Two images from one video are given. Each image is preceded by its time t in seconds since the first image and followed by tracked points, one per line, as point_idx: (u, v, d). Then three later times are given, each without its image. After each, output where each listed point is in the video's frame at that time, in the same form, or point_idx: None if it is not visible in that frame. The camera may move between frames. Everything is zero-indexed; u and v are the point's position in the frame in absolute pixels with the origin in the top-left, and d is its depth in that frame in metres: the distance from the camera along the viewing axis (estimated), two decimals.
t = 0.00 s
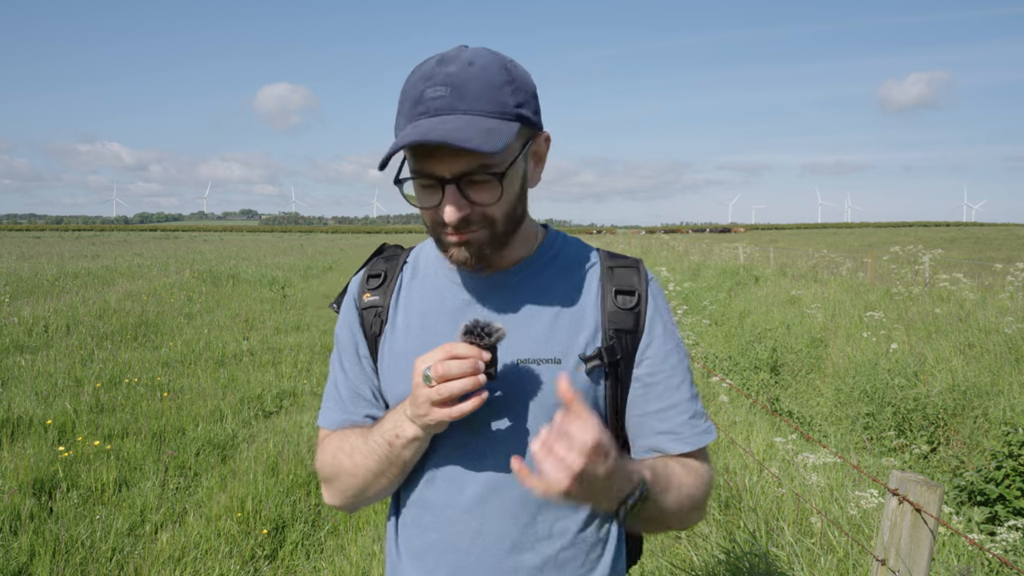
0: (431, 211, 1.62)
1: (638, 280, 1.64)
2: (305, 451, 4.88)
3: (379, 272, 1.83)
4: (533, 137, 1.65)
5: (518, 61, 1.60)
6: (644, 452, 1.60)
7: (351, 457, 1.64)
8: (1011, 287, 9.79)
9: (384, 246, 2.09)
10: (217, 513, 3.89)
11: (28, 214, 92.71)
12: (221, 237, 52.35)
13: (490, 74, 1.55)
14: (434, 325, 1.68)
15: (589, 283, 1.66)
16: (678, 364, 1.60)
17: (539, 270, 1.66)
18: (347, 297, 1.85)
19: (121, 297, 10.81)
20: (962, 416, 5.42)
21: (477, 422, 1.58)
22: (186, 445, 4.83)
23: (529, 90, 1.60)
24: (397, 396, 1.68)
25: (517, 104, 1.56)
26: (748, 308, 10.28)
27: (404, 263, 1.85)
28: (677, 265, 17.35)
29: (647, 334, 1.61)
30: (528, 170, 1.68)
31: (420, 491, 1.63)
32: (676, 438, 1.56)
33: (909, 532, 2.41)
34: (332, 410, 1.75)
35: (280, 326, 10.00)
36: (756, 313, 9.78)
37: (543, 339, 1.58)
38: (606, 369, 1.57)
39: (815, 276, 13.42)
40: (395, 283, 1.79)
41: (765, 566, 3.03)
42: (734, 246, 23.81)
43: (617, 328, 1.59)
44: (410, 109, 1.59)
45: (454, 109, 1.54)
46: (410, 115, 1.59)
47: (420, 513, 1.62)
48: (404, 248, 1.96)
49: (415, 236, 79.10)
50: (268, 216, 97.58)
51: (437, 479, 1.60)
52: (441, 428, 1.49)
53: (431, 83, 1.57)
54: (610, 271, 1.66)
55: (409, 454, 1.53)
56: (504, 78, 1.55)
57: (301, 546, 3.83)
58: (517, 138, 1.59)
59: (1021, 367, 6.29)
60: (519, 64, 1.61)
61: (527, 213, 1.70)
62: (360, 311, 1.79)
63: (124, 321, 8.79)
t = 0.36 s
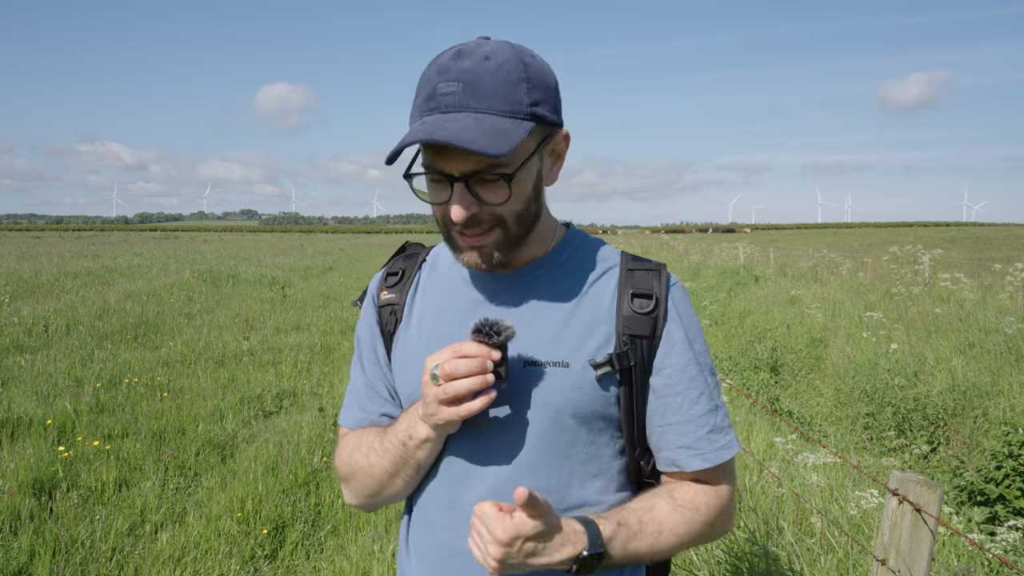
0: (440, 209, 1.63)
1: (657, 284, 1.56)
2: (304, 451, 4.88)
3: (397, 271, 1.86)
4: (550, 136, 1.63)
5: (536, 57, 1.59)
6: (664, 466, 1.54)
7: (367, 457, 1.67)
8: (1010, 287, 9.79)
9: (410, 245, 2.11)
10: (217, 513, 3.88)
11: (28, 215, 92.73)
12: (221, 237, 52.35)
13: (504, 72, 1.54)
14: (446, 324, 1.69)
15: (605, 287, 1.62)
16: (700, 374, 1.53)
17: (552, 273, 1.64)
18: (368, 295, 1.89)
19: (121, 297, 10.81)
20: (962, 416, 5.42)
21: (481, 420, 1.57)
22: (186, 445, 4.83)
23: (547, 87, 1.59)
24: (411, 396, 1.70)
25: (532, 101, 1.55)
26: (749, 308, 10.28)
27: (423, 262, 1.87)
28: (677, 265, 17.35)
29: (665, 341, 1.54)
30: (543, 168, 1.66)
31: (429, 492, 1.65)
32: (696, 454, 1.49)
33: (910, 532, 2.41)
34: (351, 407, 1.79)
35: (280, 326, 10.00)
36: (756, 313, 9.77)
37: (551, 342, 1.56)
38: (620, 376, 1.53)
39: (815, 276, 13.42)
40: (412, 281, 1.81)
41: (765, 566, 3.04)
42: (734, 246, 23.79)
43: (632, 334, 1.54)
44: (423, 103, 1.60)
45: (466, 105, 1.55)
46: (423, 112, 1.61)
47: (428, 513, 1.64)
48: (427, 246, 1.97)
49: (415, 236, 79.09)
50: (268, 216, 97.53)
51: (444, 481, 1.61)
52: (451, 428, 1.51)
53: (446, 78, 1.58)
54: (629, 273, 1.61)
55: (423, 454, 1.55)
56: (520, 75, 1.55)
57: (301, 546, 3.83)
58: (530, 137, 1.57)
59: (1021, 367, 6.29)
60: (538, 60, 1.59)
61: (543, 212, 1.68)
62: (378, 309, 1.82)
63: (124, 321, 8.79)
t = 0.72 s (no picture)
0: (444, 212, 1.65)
1: (662, 287, 1.55)
2: (304, 451, 4.88)
3: (405, 270, 1.86)
4: (559, 142, 1.64)
5: (550, 62, 1.57)
6: (667, 470, 1.54)
7: (370, 455, 1.67)
8: (1010, 287, 9.80)
9: (418, 242, 2.11)
10: (217, 513, 3.88)
11: (27, 215, 92.73)
12: (222, 237, 52.37)
13: (515, 78, 1.54)
14: (451, 325, 1.69)
15: (608, 290, 1.61)
16: (704, 378, 1.52)
17: (554, 276, 1.64)
18: (376, 293, 1.89)
19: (121, 297, 10.81)
20: (962, 416, 5.42)
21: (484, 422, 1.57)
22: (186, 445, 4.83)
23: (557, 94, 1.57)
24: (414, 396, 1.70)
25: (541, 109, 1.55)
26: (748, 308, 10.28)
27: (430, 262, 1.87)
28: (677, 265, 17.35)
29: (670, 345, 1.53)
30: (551, 174, 1.65)
31: (431, 492, 1.65)
32: (699, 460, 1.49)
33: (910, 532, 2.41)
34: (357, 404, 1.80)
35: (280, 326, 10.00)
36: (756, 313, 9.77)
37: (554, 346, 1.56)
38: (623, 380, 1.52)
39: (815, 276, 13.43)
40: (418, 282, 1.81)
41: (766, 566, 3.03)
42: (735, 246, 23.78)
43: (635, 338, 1.53)
44: (435, 104, 1.62)
45: (475, 112, 1.55)
46: (432, 113, 1.62)
47: (429, 513, 1.65)
48: (436, 245, 1.97)
49: (415, 235, 79.08)
50: (268, 216, 97.53)
51: (446, 482, 1.61)
52: (454, 431, 1.50)
53: (457, 80, 1.58)
54: (635, 276, 1.61)
55: (425, 456, 1.55)
56: (531, 81, 1.54)
57: (301, 546, 3.83)
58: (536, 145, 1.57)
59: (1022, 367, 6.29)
60: (552, 65, 1.58)
61: (550, 217, 1.67)
62: (385, 308, 1.82)
63: (124, 321, 8.79)
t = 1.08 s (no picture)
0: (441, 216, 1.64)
1: (657, 285, 1.56)
2: (304, 451, 4.88)
3: (400, 272, 1.87)
4: (552, 142, 1.64)
5: (539, 64, 1.58)
6: (658, 467, 1.53)
7: (366, 456, 1.67)
8: (1010, 287, 9.80)
9: (411, 245, 2.13)
10: (217, 513, 3.88)
11: (27, 215, 92.74)
12: (222, 237, 52.37)
13: (507, 81, 1.54)
14: (446, 324, 1.69)
15: (605, 286, 1.62)
16: (698, 374, 1.52)
17: (549, 273, 1.64)
18: (371, 296, 1.90)
19: (121, 297, 10.81)
20: (962, 416, 5.42)
21: (481, 419, 1.58)
22: (186, 445, 4.83)
23: (548, 96, 1.58)
24: (410, 396, 1.70)
25: (533, 111, 1.55)
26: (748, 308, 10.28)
27: (425, 263, 1.88)
28: (677, 265, 17.36)
29: (663, 342, 1.53)
30: (545, 173, 1.66)
31: (428, 490, 1.65)
32: (691, 454, 1.48)
33: (910, 532, 2.41)
34: (352, 406, 1.80)
35: (280, 326, 10.00)
36: (756, 313, 9.77)
37: (550, 343, 1.56)
38: (618, 376, 1.52)
39: (815, 276, 13.43)
40: (414, 282, 1.82)
41: (766, 566, 3.03)
42: (734, 246, 23.80)
43: (631, 334, 1.53)
44: (427, 109, 1.62)
45: (468, 115, 1.55)
46: (425, 118, 1.62)
47: (428, 512, 1.64)
48: (429, 248, 1.98)
49: (415, 235, 79.06)
50: (268, 216, 97.52)
51: (444, 479, 1.61)
52: (451, 428, 1.51)
53: (449, 84, 1.58)
54: (628, 274, 1.61)
55: (422, 453, 1.56)
56: (522, 83, 1.54)
57: (301, 546, 3.83)
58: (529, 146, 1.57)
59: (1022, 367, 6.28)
60: (541, 67, 1.58)
61: (544, 217, 1.68)
62: (380, 310, 1.83)
63: (124, 321, 8.79)
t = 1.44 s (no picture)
0: (445, 201, 1.61)
1: (644, 283, 1.58)
2: (304, 451, 4.88)
3: (388, 277, 1.86)
4: (548, 131, 1.67)
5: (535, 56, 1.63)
6: (649, 463, 1.53)
7: (361, 462, 1.66)
8: (1011, 287, 9.80)
9: (399, 250, 2.12)
10: (217, 513, 3.88)
11: (27, 215, 92.77)
12: (222, 237, 52.38)
13: (509, 67, 1.56)
14: (438, 327, 1.68)
15: (594, 285, 1.63)
16: (687, 371, 1.53)
17: (541, 271, 1.65)
18: (360, 303, 1.89)
19: (121, 297, 10.81)
20: (962, 416, 5.42)
21: (474, 420, 1.57)
22: (186, 445, 4.83)
23: (545, 85, 1.62)
24: (403, 399, 1.69)
25: (536, 95, 1.57)
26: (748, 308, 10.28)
27: (413, 267, 1.87)
28: (677, 265, 17.37)
29: (652, 339, 1.54)
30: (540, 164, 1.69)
31: (425, 493, 1.65)
32: (682, 449, 1.49)
33: (910, 532, 2.41)
34: (344, 414, 1.79)
35: (280, 326, 10.00)
36: (756, 313, 9.77)
37: (543, 341, 1.56)
38: (608, 373, 1.52)
39: (815, 276, 13.43)
40: (403, 287, 1.82)
41: (765, 566, 3.03)
42: (735, 246, 23.82)
43: (620, 332, 1.54)
44: (428, 94, 1.59)
45: (475, 95, 1.54)
46: (428, 103, 1.59)
47: (425, 516, 1.64)
48: (417, 251, 1.97)
49: (415, 235, 79.04)
50: (268, 216, 97.51)
51: (440, 482, 1.61)
52: (445, 429, 1.51)
53: (450, 70, 1.58)
54: (616, 273, 1.62)
55: (417, 456, 1.55)
56: (523, 69, 1.57)
57: (301, 546, 3.83)
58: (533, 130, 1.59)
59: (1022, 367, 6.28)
60: (535, 59, 1.63)
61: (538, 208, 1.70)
62: (369, 316, 1.82)
63: (124, 321, 8.79)
